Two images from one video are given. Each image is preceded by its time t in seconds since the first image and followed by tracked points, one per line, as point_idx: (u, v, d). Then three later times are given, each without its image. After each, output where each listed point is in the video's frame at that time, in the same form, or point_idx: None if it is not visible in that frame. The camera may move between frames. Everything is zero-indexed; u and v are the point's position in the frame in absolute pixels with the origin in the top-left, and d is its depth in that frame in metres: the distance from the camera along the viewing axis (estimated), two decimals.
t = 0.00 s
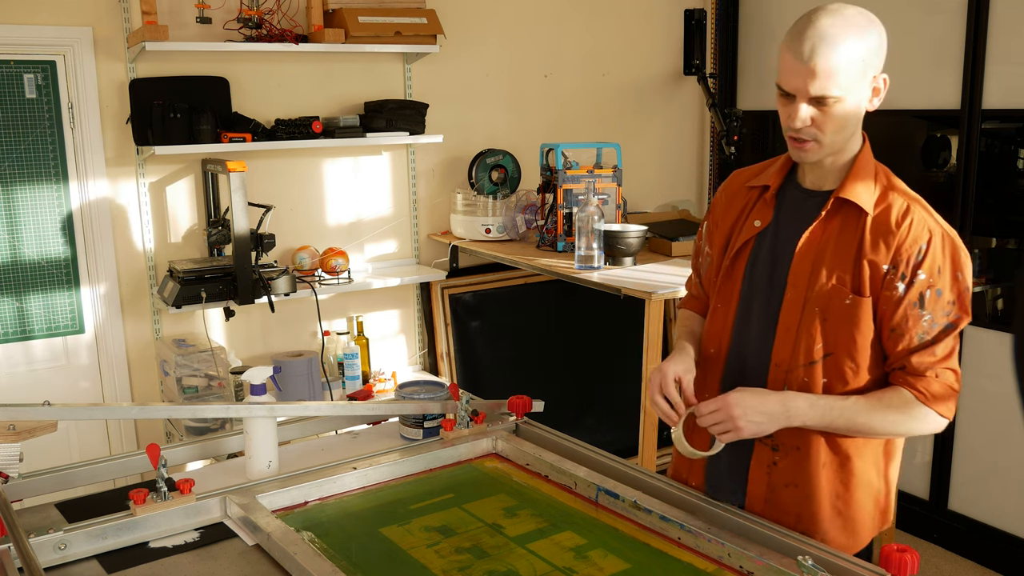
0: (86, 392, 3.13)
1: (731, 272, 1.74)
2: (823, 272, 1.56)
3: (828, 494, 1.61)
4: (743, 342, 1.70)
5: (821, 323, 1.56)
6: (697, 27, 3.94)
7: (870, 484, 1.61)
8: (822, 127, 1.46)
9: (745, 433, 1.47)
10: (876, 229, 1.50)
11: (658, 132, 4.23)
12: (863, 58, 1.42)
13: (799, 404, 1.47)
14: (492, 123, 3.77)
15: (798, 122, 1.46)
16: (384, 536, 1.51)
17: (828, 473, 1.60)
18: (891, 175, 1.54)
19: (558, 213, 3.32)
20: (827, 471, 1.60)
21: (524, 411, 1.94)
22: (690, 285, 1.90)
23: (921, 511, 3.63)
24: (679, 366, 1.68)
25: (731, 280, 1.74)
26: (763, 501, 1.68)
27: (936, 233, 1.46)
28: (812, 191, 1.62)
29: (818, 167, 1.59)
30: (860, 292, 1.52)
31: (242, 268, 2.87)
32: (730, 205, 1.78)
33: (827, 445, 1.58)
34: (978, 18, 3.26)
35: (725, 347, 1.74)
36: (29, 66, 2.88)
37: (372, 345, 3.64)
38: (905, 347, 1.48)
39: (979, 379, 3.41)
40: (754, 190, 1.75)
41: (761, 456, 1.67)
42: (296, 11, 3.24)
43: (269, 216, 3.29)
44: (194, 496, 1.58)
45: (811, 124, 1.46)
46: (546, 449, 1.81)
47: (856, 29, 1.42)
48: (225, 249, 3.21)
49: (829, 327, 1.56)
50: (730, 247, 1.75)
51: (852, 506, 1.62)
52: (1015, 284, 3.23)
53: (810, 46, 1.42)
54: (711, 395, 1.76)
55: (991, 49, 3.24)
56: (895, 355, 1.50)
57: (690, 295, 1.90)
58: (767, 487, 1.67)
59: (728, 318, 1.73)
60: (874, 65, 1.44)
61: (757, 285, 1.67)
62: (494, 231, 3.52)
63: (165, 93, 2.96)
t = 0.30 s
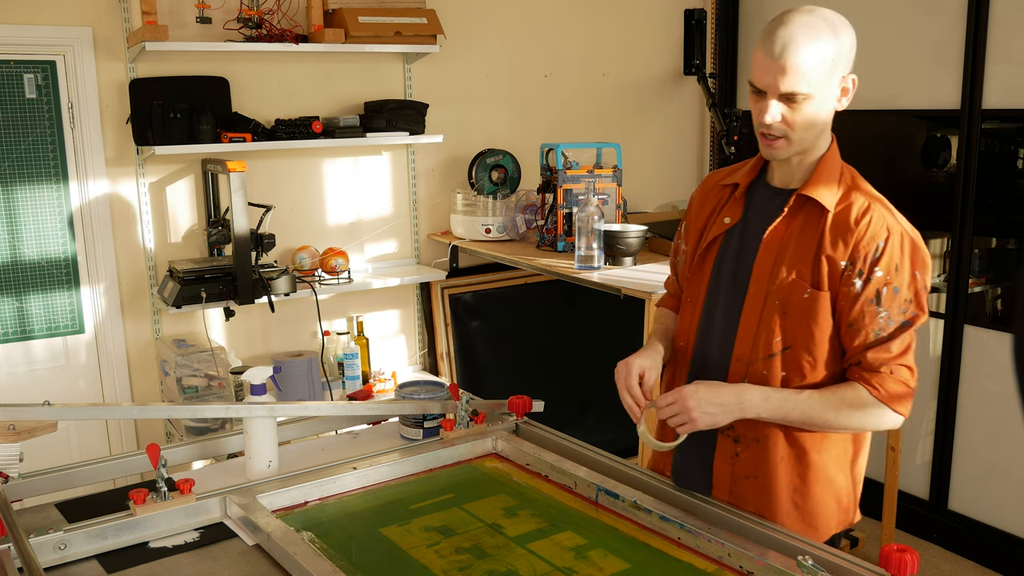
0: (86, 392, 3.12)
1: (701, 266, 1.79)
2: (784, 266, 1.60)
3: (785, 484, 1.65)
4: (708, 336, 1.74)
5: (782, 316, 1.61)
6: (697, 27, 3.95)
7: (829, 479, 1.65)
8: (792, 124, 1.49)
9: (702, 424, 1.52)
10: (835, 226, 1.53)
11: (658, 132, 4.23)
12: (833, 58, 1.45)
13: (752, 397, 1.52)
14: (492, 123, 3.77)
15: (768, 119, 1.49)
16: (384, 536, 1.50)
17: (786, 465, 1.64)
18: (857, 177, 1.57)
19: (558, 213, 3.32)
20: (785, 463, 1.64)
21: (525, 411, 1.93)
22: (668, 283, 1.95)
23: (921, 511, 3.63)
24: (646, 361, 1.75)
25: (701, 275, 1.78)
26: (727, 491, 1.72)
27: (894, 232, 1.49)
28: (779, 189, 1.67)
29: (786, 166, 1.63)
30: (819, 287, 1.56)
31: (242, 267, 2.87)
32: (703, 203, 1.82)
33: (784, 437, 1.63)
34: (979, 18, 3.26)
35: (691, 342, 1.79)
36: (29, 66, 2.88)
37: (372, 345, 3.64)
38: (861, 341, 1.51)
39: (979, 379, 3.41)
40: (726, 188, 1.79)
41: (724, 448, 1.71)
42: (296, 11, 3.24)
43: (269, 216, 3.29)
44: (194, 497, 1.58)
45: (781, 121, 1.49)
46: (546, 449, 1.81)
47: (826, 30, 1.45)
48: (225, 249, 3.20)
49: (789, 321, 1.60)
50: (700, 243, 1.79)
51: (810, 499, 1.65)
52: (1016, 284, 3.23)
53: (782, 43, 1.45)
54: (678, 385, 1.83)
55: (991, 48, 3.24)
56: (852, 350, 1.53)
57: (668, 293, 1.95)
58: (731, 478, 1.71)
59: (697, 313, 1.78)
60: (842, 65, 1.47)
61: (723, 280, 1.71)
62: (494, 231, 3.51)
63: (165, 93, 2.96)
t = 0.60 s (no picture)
0: (86, 392, 3.12)
1: (669, 263, 1.85)
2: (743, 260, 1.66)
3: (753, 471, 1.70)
4: (675, 331, 1.80)
5: (742, 308, 1.67)
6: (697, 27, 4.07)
7: (793, 465, 1.70)
8: (748, 124, 1.56)
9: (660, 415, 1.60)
10: (788, 219, 1.59)
11: (658, 132, 4.23)
12: (781, 59, 1.52)
13: (706, 389, 1.60)
14: (492, 123, 3.77)
15: (724, 120, 1.55)
16: (384, 536, 1.50)
17: (752, 453, 1.69)
18: (811, 173, 1.63)
19: (558, 213, 3.32)
20: (752, 451, 1.69)
21: (524, 411, 1.93)
22: (643, 282, 2.01)
23: (921, 511, 3.63)
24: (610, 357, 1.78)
25: (669, 273, 1.84)
26: (700, 479, 1.77)
27: (845, 224, 1.55)
28: (739, 188, 1.73)
29: (745, 164, 1.69)
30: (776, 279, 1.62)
31: (242, 267, 2.87)
32: (670, 204, 1.88)
33: (750, 425, 1.68)
34: (979, 19, 3.26)
35: (660, 337, 1.85)
36: (29, 66, 2.88)
37: (372, 345, 3.64)
38: (816, 329, 1.57)
39: (980, 379, 3.41)
40: (691, 188, 1.86)
41: (695, 438, 1.76)
42: (297, 11, 3.24)
43: (269, 216, 3.29)
44: (194, 496, 1.58)
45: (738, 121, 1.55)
46: (546, 449, 1.81)
47: (773, 32, 1.52)
48: (225, 249, 3.21)
49: (749, 313, 1.66)
50: (668, 241, 1.85)
51: (777, 485, 1.70)
52: (1015, 284, 3.23)
53: (733, 47, 1.52)
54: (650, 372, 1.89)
55: (991, 49, 3.24)
56: (809, 338, 1.59)
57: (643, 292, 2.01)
58: (704, 467, 1.76)
59: (665, 310, 1.84)
60: (791, 65, 1.54)
61: (688, 276, 1.77)
62: (494, 231, 3.51)
63: (165, 93, 2.96)
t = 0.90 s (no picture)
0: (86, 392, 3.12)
1: (650, 263, 1.86)
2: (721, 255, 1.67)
3: (741, 465, 1.71)
4: (659, 330, 1.81)
5: (722, 303, 1.68)
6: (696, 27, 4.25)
7: (778, 456, 1.71)
8: (719, 122, 1.57)
9: (642, 412, 1.60)
10: (763, 213, 1.60)
11: (658, 132, 4.23)
12: (747, 57, 1.54)
13: (687, 382, 1.60)
14: (492, 123, 3.77)
15: (696, 120, 1.57)
16: (384, 536, 1.50)
17: (739, 445, 1.70)
18: (783, 167, 1.65)
19: (558, 213, 3.32)
20: (738, 443, 1.70)
21: (524, 411, 1.93)
22: (624, 284, 2.01)
23: (921, 511, 3.63)
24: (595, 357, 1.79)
25: (650, 274, 1.85)
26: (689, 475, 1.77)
27: (818, 216, 1.57)
28: (715, 186, 1.75)
29: (718, 162, 1.71)
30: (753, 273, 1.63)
31: (242, 267, 2.87)
32: (648, 205, 1.89)
33: (736, 418, 1.69)
34: (979, 19, 3.26)
35: (646, 337, 1.85)
36: (28, 66, 2.88)
37: (372, 345, 3.64)
38: (792, 321, 1.60)
39: (979, 379, 3.41)
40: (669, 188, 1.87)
41: (683, 433, 1.76)
42: (296, 11, 3.24)
43: (269, 216, 3.29)
44: (194, 497, 1.58)
45: (708, 120, 1.57)
46: (546, 449, 1.81)
47: (737, 31, 1.54)
48: (225, 249, 3.21)
49: (729, 308, 1.67)
50: (648, 241, 1.86)
51: (765, 475, 1.71)
52: (1015, 284, 3.23)
53: (700, 47, 1.53)
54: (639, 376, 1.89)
55: (991, 49, 3.24)
56: (785, 330, 1.62)
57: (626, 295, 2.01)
58: (693, 463, 1.76)
59: (648, 310, 1.84)
60: (757, 62, 1.56)
61: (670, 274, 1.78)
62: (494, 231, 3.51)
63: (165, 93, 2.96)
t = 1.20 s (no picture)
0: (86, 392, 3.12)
1: (647, 266, 1.85)
2: (722, 252, 1.67)
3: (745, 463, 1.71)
4: (659, 331, 1.80)
5: (724, 300, 1.68)
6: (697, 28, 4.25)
7: (781, 453, 1.72)
8: (722, 117, 1.59)
9: (648, 417, 1.60)
10: (763, 210, 1.62)
11: (658, 132, 4.23)
12: (746, 53, 1.57)
13: (691, 384, 1.59)
14: (492, 123, 3.77)
15: (699, 116, 1.58)
16: (384, 536, 1.50)
17: (743, 442, 1.70)
18: (778, 164, 1.67)
19: (558, 213, 3.32)
20: (742, 441, 1.70)
21: (525, 411, 1.93)
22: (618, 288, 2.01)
23: (921, 511, 3.63)
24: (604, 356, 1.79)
25: (647, 276, 1.85)
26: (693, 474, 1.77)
27: (816, 211, 1.59)
28: (710, 185, 1.75)
29: (712, 162, 1.72)
30: (755, 269, 1.64)
31: (242, 267, 2.87)
32: (641, 207, 1.88)
33: (740, 417, 1.69)
34: (979, 19, 3.25)
35: (644, 339, 1.84)
36: (29, 66, 2.88)
37: (372, 345, 3.64)
38: (794, 316, 1.62)
39: (979, 379, 3.41)
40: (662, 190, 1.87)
41: (687, 433, 1.76)
42: (296, 11, 3.24)
43: (269, 216, 3.29)
44: (194, 497, 1.58)
45: (712, 115, 1.58)
46: (546, 449, 1.81)
47: (734, 27, 1.57)
48: (225, 249, 3.21)
49: (732, 305, 1.67)
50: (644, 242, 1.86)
51: (768, 472, 1.72)
52: (1015, 284, 3.23)
53: (703, 43, 1.55)
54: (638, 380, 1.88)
55: (991, 49, 3.24)
56: (787, 325, 1.63)
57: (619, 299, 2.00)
58: (697, 462, 1.76)
59: (646, 311, 1.84)
60: (753, 59, 1.59)
61: (669, 273, 1.78)
62: (494, 231, 3.51)
63: (165, 93, 2.96)
